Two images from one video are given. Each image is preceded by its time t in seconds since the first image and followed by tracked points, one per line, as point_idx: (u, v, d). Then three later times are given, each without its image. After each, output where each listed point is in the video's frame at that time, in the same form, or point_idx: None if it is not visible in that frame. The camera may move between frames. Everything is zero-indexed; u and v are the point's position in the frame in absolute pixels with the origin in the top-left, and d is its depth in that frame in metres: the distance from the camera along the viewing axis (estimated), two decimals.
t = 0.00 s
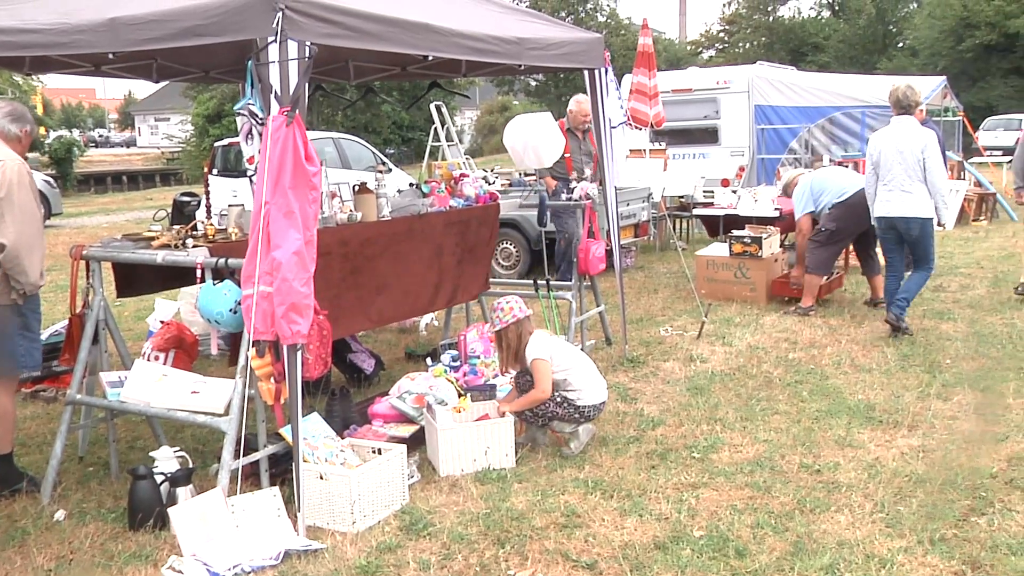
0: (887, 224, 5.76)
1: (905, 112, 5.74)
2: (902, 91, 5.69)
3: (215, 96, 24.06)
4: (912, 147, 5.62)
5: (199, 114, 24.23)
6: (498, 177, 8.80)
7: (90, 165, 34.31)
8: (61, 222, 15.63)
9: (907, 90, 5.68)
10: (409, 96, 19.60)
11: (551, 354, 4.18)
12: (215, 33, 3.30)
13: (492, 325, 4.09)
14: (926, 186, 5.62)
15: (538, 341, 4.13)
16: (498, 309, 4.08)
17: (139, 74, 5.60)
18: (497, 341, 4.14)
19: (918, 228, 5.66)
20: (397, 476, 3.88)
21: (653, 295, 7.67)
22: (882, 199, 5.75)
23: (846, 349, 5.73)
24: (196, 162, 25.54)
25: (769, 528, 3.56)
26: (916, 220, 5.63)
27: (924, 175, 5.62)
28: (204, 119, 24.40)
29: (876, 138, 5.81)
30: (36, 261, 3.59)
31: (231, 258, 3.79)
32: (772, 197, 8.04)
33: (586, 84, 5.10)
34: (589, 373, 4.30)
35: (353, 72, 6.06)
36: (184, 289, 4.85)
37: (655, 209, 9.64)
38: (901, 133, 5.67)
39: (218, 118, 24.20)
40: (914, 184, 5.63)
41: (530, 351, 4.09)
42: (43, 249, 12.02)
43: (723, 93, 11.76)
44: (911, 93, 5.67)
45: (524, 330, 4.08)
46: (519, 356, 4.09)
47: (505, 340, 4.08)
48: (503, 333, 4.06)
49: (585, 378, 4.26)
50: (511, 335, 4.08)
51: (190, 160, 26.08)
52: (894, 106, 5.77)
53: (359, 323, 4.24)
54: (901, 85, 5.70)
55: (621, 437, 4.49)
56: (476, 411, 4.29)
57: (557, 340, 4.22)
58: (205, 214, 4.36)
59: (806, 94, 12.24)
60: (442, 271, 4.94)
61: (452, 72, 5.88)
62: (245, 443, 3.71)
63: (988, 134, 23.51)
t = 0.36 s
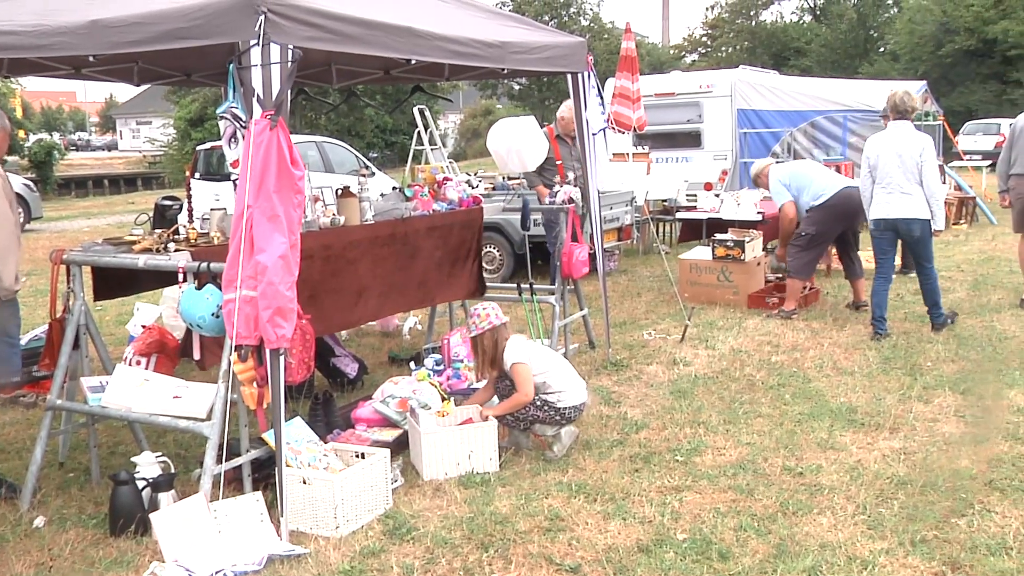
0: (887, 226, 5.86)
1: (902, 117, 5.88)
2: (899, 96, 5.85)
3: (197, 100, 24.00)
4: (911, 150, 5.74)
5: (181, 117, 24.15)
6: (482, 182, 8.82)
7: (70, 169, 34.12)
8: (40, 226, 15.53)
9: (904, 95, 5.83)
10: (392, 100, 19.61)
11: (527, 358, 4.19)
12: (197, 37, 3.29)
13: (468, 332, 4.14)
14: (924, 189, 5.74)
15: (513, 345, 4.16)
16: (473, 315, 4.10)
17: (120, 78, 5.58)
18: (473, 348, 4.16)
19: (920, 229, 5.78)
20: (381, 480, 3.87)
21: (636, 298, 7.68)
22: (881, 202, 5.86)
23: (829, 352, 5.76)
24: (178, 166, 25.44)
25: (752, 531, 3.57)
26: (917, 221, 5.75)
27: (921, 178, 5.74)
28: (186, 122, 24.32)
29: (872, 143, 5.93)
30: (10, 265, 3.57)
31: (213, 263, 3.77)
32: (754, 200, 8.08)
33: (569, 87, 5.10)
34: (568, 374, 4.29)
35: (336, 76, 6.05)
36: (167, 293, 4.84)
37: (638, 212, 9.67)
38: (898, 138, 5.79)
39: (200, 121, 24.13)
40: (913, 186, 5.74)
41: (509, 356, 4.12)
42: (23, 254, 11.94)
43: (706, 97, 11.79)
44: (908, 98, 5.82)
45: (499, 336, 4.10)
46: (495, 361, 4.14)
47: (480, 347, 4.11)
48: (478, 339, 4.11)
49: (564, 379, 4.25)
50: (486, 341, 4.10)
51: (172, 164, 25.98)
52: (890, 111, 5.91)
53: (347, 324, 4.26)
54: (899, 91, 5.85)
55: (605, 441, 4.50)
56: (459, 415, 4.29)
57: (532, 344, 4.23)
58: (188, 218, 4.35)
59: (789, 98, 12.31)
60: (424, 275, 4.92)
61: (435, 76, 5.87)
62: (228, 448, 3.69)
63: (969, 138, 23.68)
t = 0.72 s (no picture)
0: (903, 225, 5.97)
1: (916, 119, 6.00)
2: (911, 99, 5.94)
3: (182, 102, 23.95)
4: (926, 151, 5.87)
5: (166, 120, 24.07)
6: (468, 184, 8.83)
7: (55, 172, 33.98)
8: (21, 230, 15.44)
9: (916, 98, 5.92)
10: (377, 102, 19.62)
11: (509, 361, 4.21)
12: (183, 38, 3.28)
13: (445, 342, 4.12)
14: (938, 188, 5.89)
15: (493, 350, 4.17)
16: (450, 325, 4.07)
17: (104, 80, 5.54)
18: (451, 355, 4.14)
19: (934, 228, 5.88)
20: (367, 483, 3.86)
21: (622, 301, 7.70)
22: (896, 202, 5.98)
23: (814, 353, 5.79)
24: (163, 168, 25.37)
25: (738, 533, 3.58)
26: (932, 220, 5.87)
27: (936, 178, 5.88)
28: (172, 125, 24.26)
29: (888, 144, 6.06)
30: None
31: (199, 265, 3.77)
32: (740, 203, 8.12)
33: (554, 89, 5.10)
34: (551, 375, 4.31)
35: (321, 78, 6.03)
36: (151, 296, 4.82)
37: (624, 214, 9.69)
38: (913, 140, 5.94)
39: (186, 124, 24.07)
40: (928, 186, 5.87)
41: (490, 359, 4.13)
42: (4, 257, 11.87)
43: (692, 99, 11.82)
44: (922, 100, 5.93)
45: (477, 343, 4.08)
46: (473, 368, 4.10)
47: (457, 355, 4.09)
48: (456, 348, 4.09)
49: (547, 380, 4.26)
50: (463, 349, 4.08)
51: (157, 167, 25.89)
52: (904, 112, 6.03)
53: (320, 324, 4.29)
54: (910, 93, 5.94)
55: (591, 443, 4.51)
56: (445, 417, 4.29)
57: (514, 348, 4.26)
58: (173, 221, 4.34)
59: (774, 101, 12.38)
60: (404, 274, 4.93)
61: (422, 79, 5.85)
62: (213, 451, 3.68)
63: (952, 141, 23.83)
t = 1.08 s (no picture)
0: (897, 221, 6.19)
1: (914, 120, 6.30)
2: (912, 98, 6.28)
3: (162, 102, 23.85)
4: (923, 150, 6.14)
5: (145, 119, 23.96)
6: (450, 183, 8.85)
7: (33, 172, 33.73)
8: None
9: (917, 98, 6.27)
10: (358, 102, 19.61)
11: (494, 361, 4.21)
12: (160, 37, 3.27)
13: (430, 344, 4.11)
14: (933, 186, 6.10)
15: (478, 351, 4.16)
16: (435, 325, 4.07)
17: (82, 79, 5.50)
18: (435, 357, 4.14)
19: (925, 225, 6.08)
20: (350, 484, 3.85)
21: (605, 300, 7.72)
22: (891, 198, 6.20)
23: (794, 352, 5.82)
24: (142, 168, 25.24)
25: (721, 530, 3.60)
26: (924, 217, 6.08)
27: (931, 176, 6.10)
28: (151, 125, 24.17)
29: (888, 142, 6.34)
30: None
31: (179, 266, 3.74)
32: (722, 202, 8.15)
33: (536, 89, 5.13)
34: (535, 376, 4.31)
35: (302, 77, 6.01)
36: (131, 296, 4.78)
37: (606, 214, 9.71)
38: (913, 140, 6.22)
39: (165, 124, 23.97)
40: (924, 184, 6.08)
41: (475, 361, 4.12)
42: None
43: (673, 99, 11.89)
44: (919, 103, 6.29)
45: (461, 344, 4.08)
46: (459, 369, 4.10)
47: (441, 357, 4.08)
48: (442, 350, 4.08)
49: (530, 382, 4.26)
50: (449, 351, 4.08)
51: (136, 167, 25.75)
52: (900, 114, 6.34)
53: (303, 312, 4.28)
54: (912, 94, 6.28)
55: (574, 442, 4.51)
56: (428, 417, 4.28)
57: (498, 348, 4.26)
58: (153, 221, 4.33)
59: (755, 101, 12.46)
60: (385, 274, 4.93)
61: (402, 78, 5.83)
62: (194, 452, 3.66)
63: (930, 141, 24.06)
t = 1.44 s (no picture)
0: (886, 221, 6.29)
1: (899, 123, 6.36)
2: (894, 103, 6.38)
3: (143, 102, 23.75)
4: (909, 152, 6.19)
5: (126, 119, 23.86)
6: (433, 183, 8.84)
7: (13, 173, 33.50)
8: None
9: (899, 103, 6.35)
10: (341, 102, 19.61)
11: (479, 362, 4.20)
12: (141, 37, 3.26)
13: (415, 344, 4.10)
14: (921, 186, 6.16)
15: (463, 352, 4.14)
16: (420, 327, 4.06)
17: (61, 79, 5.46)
18: (419, 356, 4.13)
19: (914, 223, 6.20)
20: (332, 485, 3.84)
21: (588, 300, 7.73)
22: (880, 199, 6.29)
23: (777, 351, 5.85)
24: (123, 169, 25.12)
25: (703, 529, 3.61)
26: (913, 216, 6.18)
27: (920, 177, 6.17)
28: (132, 125, 24.08)
29: (874, 146, 6.36)
30: None
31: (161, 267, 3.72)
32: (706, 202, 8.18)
33: (519, 89, 5.14)
34: (519, 377, 4.31)
35: (284, 78, 5.99)
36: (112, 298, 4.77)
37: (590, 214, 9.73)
38: (898, 141, 6.28)
39: (147, 124, 23.87)
40: (912, 185, 6.16)
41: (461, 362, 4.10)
42: None
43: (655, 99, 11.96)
44: (902, 107, 6.36)
45: (446, 345, 4.07)
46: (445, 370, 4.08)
47: (426, 358, 4.08)
48: (426, 351, 4.08)
49: (514, 383, 4.26)
50: (433, 352, 4.07)
51: (117, 168, 25.63)
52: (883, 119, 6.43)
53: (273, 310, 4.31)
54: (894, 100, 6.38)
55: (557, 442, 4.52)
56: (411, 419, 4.28)
57: (482, 349, 4.24)
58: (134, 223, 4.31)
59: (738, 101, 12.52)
60: (364, 272, 4.90)
61: (385, 79, 5.82)
62: (176, 454, 3.64)
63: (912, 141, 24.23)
